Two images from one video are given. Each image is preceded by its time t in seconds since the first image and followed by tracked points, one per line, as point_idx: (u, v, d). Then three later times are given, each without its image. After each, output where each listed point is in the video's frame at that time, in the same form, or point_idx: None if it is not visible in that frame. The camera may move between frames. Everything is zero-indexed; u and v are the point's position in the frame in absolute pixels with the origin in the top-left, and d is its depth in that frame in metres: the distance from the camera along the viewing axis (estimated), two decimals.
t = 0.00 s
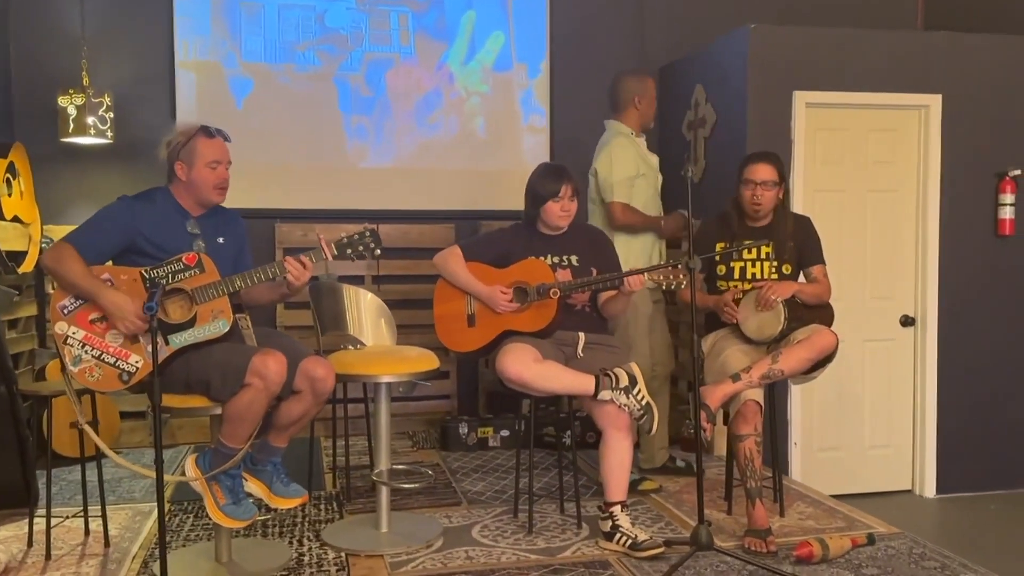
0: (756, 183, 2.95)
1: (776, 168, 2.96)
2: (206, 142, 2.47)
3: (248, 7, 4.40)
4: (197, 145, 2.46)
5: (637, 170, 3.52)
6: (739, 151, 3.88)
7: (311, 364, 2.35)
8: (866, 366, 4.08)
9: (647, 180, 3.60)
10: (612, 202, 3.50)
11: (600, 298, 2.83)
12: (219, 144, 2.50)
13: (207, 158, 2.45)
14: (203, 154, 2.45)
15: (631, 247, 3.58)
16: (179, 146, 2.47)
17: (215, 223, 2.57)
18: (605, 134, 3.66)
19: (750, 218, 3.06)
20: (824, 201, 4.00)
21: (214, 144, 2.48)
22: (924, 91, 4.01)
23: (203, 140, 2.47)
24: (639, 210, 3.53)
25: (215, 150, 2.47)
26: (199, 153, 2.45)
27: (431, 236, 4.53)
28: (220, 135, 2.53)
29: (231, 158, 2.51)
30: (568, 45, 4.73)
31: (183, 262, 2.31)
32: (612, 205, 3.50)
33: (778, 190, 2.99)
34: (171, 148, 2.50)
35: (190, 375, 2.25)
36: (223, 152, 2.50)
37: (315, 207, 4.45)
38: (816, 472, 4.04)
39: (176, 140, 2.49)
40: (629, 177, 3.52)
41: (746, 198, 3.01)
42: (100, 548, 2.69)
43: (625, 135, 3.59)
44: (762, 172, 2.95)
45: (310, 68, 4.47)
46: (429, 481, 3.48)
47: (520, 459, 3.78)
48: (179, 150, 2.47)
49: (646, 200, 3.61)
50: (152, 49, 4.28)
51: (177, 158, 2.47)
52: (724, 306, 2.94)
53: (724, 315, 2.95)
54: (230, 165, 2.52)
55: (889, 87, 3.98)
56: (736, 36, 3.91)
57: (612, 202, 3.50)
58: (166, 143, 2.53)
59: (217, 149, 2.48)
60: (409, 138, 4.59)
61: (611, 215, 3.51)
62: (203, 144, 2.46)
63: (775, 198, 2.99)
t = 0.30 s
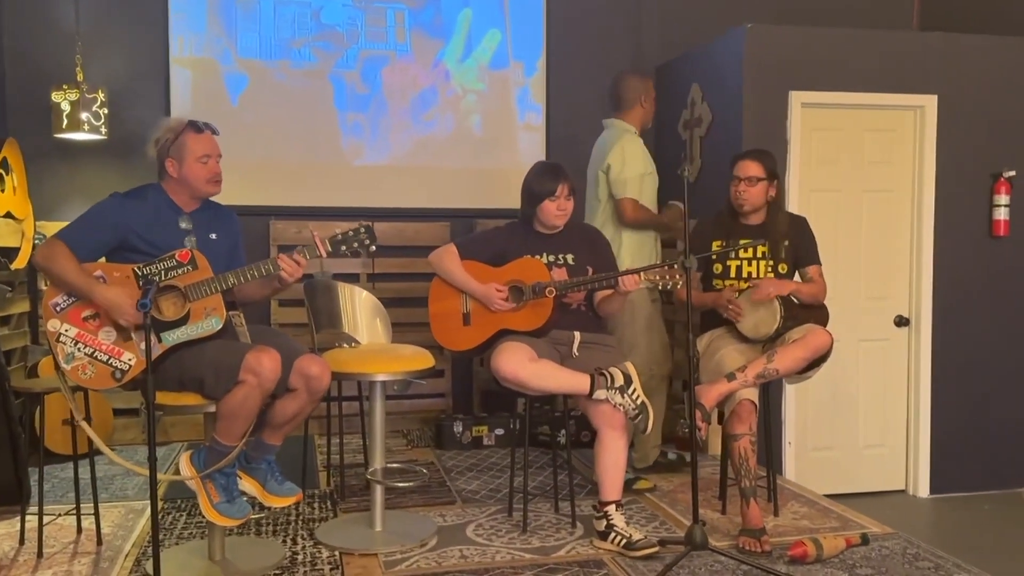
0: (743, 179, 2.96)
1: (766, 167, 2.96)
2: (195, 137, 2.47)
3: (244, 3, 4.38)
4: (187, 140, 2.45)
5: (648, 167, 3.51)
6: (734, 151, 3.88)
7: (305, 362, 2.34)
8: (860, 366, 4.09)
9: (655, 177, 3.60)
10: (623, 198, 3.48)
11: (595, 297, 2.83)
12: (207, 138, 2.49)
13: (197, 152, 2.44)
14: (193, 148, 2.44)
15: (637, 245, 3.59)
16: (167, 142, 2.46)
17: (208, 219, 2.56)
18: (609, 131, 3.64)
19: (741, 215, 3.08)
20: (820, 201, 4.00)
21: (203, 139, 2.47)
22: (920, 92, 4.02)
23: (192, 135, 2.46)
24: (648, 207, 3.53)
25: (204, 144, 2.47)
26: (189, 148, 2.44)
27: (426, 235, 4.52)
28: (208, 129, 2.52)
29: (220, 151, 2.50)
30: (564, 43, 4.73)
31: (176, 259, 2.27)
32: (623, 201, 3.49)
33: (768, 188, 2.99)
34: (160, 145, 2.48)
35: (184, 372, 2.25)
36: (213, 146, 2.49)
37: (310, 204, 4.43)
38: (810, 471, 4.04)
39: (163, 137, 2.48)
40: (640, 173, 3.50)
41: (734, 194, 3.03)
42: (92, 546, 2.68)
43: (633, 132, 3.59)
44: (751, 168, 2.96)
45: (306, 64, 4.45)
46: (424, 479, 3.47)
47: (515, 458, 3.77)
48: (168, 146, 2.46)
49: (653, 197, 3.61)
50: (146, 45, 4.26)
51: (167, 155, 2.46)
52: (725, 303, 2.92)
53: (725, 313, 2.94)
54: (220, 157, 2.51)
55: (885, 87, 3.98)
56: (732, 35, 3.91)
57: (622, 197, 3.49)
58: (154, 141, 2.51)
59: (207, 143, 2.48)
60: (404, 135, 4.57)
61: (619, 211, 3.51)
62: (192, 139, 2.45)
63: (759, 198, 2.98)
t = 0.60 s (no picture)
0: (738, 178, 2.97)
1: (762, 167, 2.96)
2: (188, 133, 2.46)
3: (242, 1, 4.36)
4: (179, 137, 2.45)
5: (651, 167, 3.52)
6: (732, 151, 3.88)
7: (301, 361, 2.34)
8: (857, 366, 4.09)
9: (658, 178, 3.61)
10: (628, 197, 3.49)
11: (591, 296, 2.83)
12: (201, 134, 2.49)
13: (191, 148, 2.43)
14: (188, 145, 2.44)
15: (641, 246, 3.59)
16: (162, 139, 2.46)
17: (204, 218, 2.56)
18: (610, 132, 3.64)
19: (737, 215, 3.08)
20: (817, 201, 4.00)
21: (196, 134, 2.47)
22: (917, 93, 4.02)
23: (185, 131, 2.46)
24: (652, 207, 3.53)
25: (198, 140, 2.46)
26: (182, 145, 2.44)
27: (423, 233, 4.52)
28: (202, 125, 2.52)
29: (214, 147, 2.50)
30: (562, 43, 4.73)
31: (176, 258, 2.28)
32: (628, 201, 3.49)
33: (764, 188, 2.99)
34: (154, 143, 2.48)
35: (180, 371, 2.24)
36: (207, 142, 2.49)
37: (307, 203, 4.43)
38: (807, 471, 4.05)
39: (158, 134, 2.48)
40: (644, 174, 3.51)
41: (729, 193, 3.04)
42: (88, 544, 2.67)
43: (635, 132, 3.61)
44: (746, 167, 2.96)
45: (304, 63, 4.45)
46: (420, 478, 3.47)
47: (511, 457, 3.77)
48: (162, 144, 2.45)
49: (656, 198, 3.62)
50: (144, 43, 4.25)
51: (162, 152, 2.46)
52: (719, 306, 2.92)
53: (719, 315, 2.94)
54: (215, 154, 2.51)
55: (882, 88, 3.98)
56: (730, 35, 3.91)
57: (627, 197, 3.49)
58: (149, 139, 2.51)
59: (201, 139, 2.47)
60: (402, 134, 4.57)
61: (624, 211, 3.51)
62: (184, 135, 2.45)
63: (753, 198, 2.98)
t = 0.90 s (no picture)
0: (745, 179, 2.96)
1: (766, 166, 2.96)
2: (188, 130, 2.46)
3: None
4: (179, 134, 2.45)
5: (658, 160, 3.53)
6: (733, 150, 3.87)
7: (303, 359, 2.34)
8: (857, 366, 4.09)
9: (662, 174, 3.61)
10: (634, 190, 3.49)
11: (592, 296, 2.84)
12: (202, 131, 2.49)
13: (192, 145, 2.44)
14: (189, 141, 2.44)
15: (643, 238, 3.61)
16: (163, 137, 2.47)
17: (206, 215, 2.56)
18: (616, 127, 3.64)
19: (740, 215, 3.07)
20: (818, 201, 4.00)
21: (196, 132, 2.47)
22: (919, 92, 4.02)
23: (186, 128, 2.46)
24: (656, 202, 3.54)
25: (199, 137, 2.47)
26: (183, 141, 2.44)
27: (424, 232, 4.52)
28: (203, 123, 2.52)
29: (215, 144, 2.50)
30: (563, 42, 4.73)
31: (175, 257, 2.29)
32: (634, 194, 3.49)
33: (768, 187, 2.99)
34: (155, 141, 2.49)
35: (182, 369, 2.25)
36: (207, 139, 2.49)
37: (309, 201, 4.43)
38: (807, 470, 4.05)
39: (159, 132, 2.48)
40: (650, 167, 3.51)
41: (734, 194, 3.02)
42: (90, 542, 2.68)
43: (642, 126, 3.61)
44: (751, 168, 2.95)
45: (305, 61, 4.45)
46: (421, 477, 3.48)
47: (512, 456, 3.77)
48: (163, 141, 2.46)
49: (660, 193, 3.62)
50: (146, 41, 4.25)
51: (163, 149, 2.46)
52: (720, 302, 2.91)
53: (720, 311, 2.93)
54: (216, 151, 2.51)
55: (884, 88, 3.98)
56: (732, 34, 3.91)
57: (634, 190, 3.49)
58: (150, 138, 2.52)
59: (202, 136, 2.48)
60: (403, 133, 4.57)
61: (629, 205, 3.51)
62: (185, 132, 2.45)
63: (761, 197, 2.98)
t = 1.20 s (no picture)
0: (755, 173, 2.96)
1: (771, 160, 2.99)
2: (186, 130, 2.47)
3: None
4: (178, 133, 2.45)
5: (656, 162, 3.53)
6: (733, 150, 3.87)
7: (302, 358, 2.33)
8: (857, 366, 4.09)
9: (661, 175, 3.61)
10: (634, 192, 3.49)
11: (591, 295, 2.84)
12: (200, 131, 2.49)
13: (189, 144, 2.44)
14: (186, 140, 2.44)
15: (643, 239, 3.62)
16: (161, 136, 2.47)
17: (205, 214, 2.56)
18: (614, 129, 3.64)
19: (742, 211, 3.07)
20: (818, 201, 4.00)
21: (195, 131, 2.47)
22: (919, 92, 4.02)
23: (184, 128, 2.46)
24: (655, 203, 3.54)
25: (197, 136, 2.47)
26: (180, 140, 2.44)
27: (424, 232, 4.52)
28: (201, 122, 2.52)
29: (213, 143, 2.50)
30: (563, 41, 4.73)
31: (173, 256, 2.28)
32: (633, 196, 3.49)
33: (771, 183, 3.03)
34: (155, 140, 2.49)
35: (181, 368, 2.25)
36: (205, 138, 2.49)
37: (308, 201, 4.43)
38: (806, 471, 4.05)
39: (158, 132, 2.49)
40: (649, 169, 3.51)
41: (740, 189, 3.01)
42: (89, 541, 2.68)
43: (640, 129, 3.61)
44: (758, 161, 2.97)
45: (305, 61, 4.45)
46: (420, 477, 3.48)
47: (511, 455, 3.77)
48: (161, 141, 2.46)
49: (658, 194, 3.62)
50: (146, 40, 4.25)
51: (160, 149, 2.46)
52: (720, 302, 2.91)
53: (719, 311, 2.93)
54: (214, 150, 2.50)
55: (884, 88, 3.98)
56: (732, 34, 3.91)
57: (633, 192, 3.49)
58: (149, 137, 2.52)
59: (200, 135, 2.48)
60: (403, 132, 4.57)
61: (629, 206, 3.51)
62: (183, 131, 2.45)
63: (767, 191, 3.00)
